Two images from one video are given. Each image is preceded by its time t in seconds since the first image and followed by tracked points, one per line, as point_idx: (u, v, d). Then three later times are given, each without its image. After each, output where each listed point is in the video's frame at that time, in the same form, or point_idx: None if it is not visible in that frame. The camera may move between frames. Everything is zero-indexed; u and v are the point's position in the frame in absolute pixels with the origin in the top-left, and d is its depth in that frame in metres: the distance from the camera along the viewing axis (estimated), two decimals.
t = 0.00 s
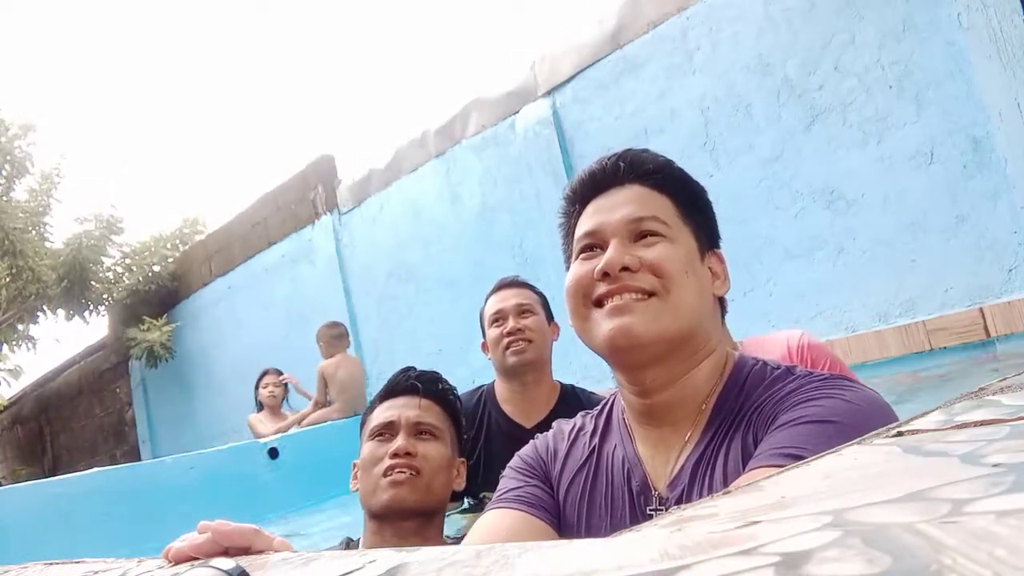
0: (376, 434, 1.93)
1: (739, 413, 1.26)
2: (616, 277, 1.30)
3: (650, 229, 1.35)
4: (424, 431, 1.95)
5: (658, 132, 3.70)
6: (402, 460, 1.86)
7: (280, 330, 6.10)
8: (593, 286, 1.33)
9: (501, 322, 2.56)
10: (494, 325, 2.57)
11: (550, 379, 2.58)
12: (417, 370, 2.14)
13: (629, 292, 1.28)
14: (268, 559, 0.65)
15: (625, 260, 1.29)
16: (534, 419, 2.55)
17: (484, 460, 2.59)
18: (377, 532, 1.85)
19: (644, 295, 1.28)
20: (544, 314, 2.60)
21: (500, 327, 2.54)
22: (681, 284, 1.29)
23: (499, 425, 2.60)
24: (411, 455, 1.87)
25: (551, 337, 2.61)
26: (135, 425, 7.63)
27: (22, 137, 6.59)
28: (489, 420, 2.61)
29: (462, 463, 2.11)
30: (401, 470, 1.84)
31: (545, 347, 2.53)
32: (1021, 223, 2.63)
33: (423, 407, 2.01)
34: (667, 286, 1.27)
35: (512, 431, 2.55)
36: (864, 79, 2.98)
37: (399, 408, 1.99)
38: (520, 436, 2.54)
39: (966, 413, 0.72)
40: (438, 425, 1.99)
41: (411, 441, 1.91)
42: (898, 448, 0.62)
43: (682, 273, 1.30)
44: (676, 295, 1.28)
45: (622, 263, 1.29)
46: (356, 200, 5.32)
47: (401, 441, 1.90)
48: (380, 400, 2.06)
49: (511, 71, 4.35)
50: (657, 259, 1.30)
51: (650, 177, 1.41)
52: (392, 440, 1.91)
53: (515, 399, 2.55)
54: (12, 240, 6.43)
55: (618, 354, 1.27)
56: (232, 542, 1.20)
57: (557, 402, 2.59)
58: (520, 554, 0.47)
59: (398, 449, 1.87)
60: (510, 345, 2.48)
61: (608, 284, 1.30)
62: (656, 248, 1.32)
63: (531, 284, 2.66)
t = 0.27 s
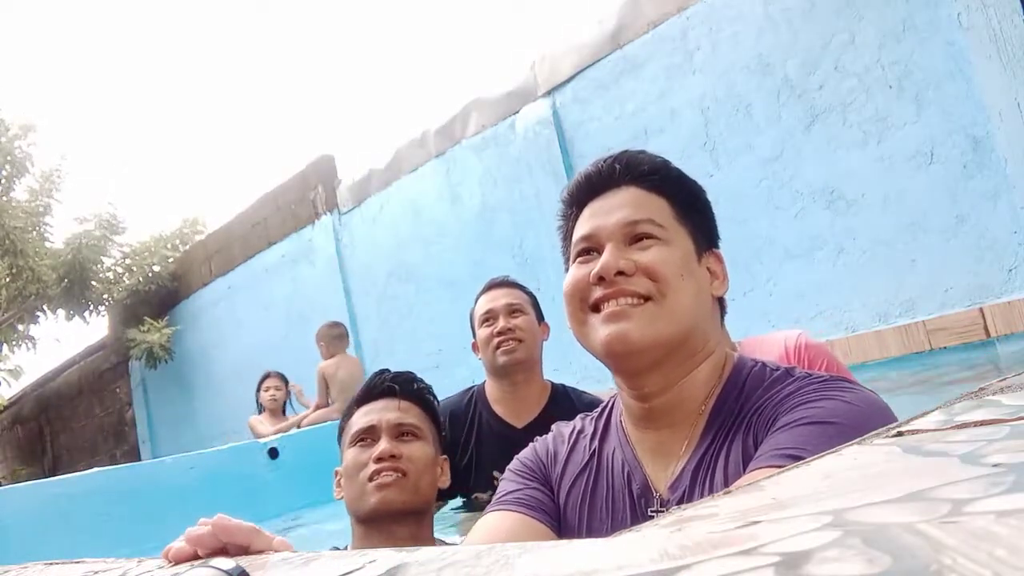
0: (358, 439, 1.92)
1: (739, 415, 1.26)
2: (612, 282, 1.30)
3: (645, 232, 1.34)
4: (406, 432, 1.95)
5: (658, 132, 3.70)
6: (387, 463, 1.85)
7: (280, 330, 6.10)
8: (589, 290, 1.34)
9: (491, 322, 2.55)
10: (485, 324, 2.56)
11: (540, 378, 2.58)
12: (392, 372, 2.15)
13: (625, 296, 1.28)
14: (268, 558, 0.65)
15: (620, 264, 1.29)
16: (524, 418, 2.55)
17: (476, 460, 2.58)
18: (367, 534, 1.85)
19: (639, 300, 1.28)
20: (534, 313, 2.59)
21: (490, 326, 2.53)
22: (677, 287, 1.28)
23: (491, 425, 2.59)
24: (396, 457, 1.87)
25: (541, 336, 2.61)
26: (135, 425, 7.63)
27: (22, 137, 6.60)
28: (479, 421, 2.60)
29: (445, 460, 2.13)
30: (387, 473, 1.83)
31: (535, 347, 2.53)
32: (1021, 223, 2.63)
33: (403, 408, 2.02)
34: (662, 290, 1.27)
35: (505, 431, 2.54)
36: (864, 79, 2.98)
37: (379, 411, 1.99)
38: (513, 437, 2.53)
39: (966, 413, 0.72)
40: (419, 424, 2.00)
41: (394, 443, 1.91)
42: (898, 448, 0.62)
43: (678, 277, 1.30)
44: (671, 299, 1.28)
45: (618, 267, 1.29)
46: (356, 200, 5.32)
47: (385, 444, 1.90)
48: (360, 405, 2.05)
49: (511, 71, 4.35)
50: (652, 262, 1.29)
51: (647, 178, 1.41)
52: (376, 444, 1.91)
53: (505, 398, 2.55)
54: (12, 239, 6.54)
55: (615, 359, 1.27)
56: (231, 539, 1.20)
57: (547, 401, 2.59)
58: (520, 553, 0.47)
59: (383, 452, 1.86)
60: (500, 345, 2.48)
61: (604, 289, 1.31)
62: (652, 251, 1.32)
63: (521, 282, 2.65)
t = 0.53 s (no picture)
0: (345, 446, 1.91)
1: (746, 411, 1.26)
2: (609, 283, 1.30)
3: (641, 230, 1.34)
4: (394, 437, 1.95)
5: (658, 131, 3.70)
6: (376, 467, 1.84)
7: (280, 330, 6.10)
8: (587, 291, 1.34)
9: (484, 322, 2.56)
10: (478, 325, 2.58)
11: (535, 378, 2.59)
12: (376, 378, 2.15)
13: (622, 297, 1.28)
14: (267, 558, 0.65)
15: (615, 264, 1.30)
16: (519, 419, 2.55)
17: (470, 463, 2.57)
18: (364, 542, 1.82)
19: (636, 300, 1.28)
20: (527, 313, 2.61)
21: (483, 326, 2.54)
22: (673, 286, 1.28)
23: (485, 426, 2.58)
24: (384, 461, 1.85)
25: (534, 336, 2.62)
26: (135, 425, 7.63)
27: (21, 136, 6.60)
28: (473, 423, 2.60)
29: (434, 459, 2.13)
30: (375, 477, 1.82)
31: (528, 346, 2.54)
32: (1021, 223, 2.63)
33: (388, 412, 2.01)
34: (657, 290, 1.27)
35: (497, 432, 2.54)
36: (864, 79, 2.98)
37: (363, 418, 1.98)
38: (505, 438, 2.53)
39: (966, 413, 0.72)
40: (404, 427, 2.00)
41: (382, 447, 1.90)
42: (898, 449, 0.62)
43: (674, 275, 1.29)
44: (667, 298, 1.27)
45: (613, 268, 1.29)
46: (356, 199, 5.32)
47: (373, 449, 1.88)
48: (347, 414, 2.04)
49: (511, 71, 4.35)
50: (647, 262, 1.29)
51: (644, 176, 1.41)
52: (363, 450, 1.89)
53: (501, 399, 2.55)
54: (12, 239, 6.51)
55: (615, 359, 1.28)
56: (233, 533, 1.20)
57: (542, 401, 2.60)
58: (521, 554, 0.47)
59: (370, 456, 1.85)
60: (494, 345, 2.49)
61: (600, 289, 1.31)
62: (647, 250, 1.31)
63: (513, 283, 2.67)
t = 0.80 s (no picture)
0: (324, 443, 1.88)
1: (766, 398, 1.27)
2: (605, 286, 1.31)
3: (633, 227, 1.33)
4: (373, 430, 1.91)
5: (658, 131, 3.70)
6: (354, 463, 1.81)
7: (280, 329, 6.11)
8: (591, 292, 1.36)
9: (480, 322, 2.56)
10: (473, 325, 2.57)
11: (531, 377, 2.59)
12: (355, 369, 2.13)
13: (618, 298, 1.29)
14: (267, 559, 0.65)
15: (608, 265, 1.30)
16: (517, 419, 2.55)
17: (465, 464, 2.58)
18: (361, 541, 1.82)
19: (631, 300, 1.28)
20: (522, 313, 2.61)
21: (478, 327, 2.54)
22: (668, 281, 1.27)
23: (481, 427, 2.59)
24: (362, 456, 1.82)
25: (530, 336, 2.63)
26: (135, 425, 7.63)
27: (21, 136, 6.60)
28: (468, 425, 2.61)
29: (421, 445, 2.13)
30: (353, 473, 1.79)
31: (524, 346, 2.54)
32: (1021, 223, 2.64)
33: (365, 404, 1.99)
34: (650, 287, 1.26)
35: (492, 433, 2.55)
36: (864, 79, 2.98)
37: (341, 413, 1.96)
38: (500, 439, 2.54)
39: (966, 413, 0.72)
40: (384, 417, 1.98)
41: (361, 442, 1.87)
42: (898, 449, 0.62)
43: (664, 270, 1.27)
44: (662, 294, 1.26)
45: (605, 271, 1.30)
46: (356, 199, 5.32)
47: (351, 444, 1.86)
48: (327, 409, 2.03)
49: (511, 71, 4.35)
50: (637, 260, 1.28)
51: (640, 172, 1.41)
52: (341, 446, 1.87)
53: (498, 401, 2.55)
54: (12, 240, 6.47)
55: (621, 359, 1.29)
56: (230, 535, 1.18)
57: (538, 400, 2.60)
58: (521, 553, 0.47)
59: (347, 452, 1.82)
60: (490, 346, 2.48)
61: (599, 291, 1.32)
62: (638, 247, 1.30)
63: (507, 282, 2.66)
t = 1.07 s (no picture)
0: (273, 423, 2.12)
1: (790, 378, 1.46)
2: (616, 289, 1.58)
3: (632, 236, 1.58)
4: (301, 405, 2.09)
5: (658, 131, 3.70)
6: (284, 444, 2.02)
7: (280, 329, 6.12)
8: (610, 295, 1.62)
9: (474, 325, 2.63)
10: (467, 328, 2.64)
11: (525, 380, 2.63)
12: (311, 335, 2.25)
13: (626, 299, 1.56)
14: (267, 559, 0.65)
15: (613, 272, 1.56)
16: (511, 422, 2.58)
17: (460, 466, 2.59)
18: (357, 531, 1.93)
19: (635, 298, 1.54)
20: (516, 316, 2.68)
21: (473, 330, 2.62)
22: (663, 277, 1.52)
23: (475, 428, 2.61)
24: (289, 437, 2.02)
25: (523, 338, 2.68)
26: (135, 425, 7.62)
27: (21, 136, 6.62)
28: (462, 427, 2.63)
29: (381, 397, 2.21)
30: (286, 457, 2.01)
31: (517, 348, 2.61)
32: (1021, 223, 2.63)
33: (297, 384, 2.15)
34: (649, 286, 1.52)
35: (486, 434, 2.56)
36: (864, 79, 2.98)
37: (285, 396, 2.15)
38: (494, 441, 2.55)
39: (966, 413, 0.72)
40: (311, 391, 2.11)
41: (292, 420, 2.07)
42: (898, 448, 0.62)
43: (657, 268, 1.53)
44: (661, 290, 1.52)
45: (612, 276, 1.56)
46: (356, 199, 5.32)
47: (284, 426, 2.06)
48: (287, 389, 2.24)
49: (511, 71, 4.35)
50: (635, 263, 1.54)
51: (639, 174, 1.64)
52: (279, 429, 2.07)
53: (491, 402, 2.58)
54: (10, 240, 6.60)
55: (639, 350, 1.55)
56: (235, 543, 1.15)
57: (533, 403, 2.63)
58: (522, 554, 0.47)
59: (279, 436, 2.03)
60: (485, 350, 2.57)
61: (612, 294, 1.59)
62: (635, 252, 1.56)
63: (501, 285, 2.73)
